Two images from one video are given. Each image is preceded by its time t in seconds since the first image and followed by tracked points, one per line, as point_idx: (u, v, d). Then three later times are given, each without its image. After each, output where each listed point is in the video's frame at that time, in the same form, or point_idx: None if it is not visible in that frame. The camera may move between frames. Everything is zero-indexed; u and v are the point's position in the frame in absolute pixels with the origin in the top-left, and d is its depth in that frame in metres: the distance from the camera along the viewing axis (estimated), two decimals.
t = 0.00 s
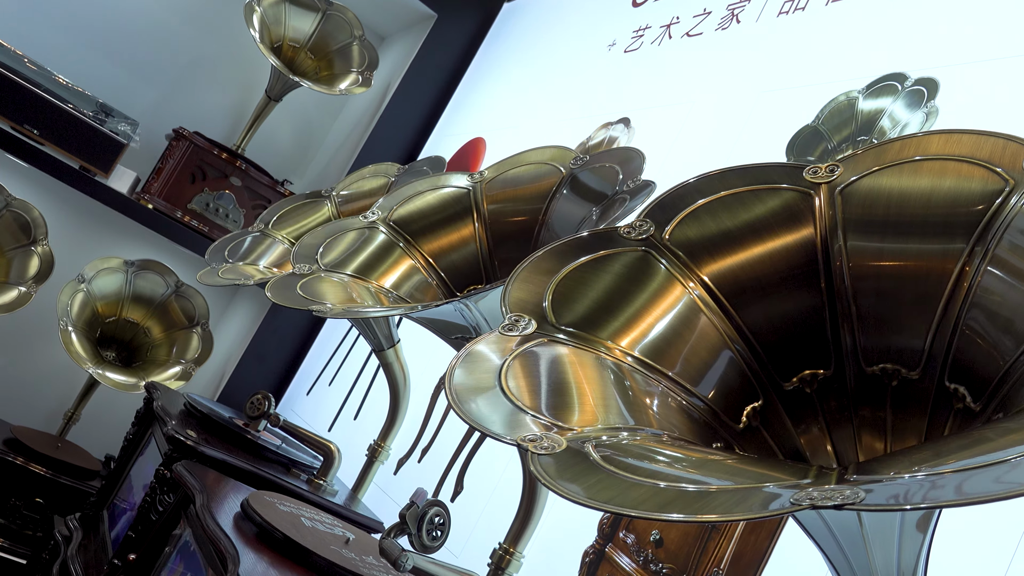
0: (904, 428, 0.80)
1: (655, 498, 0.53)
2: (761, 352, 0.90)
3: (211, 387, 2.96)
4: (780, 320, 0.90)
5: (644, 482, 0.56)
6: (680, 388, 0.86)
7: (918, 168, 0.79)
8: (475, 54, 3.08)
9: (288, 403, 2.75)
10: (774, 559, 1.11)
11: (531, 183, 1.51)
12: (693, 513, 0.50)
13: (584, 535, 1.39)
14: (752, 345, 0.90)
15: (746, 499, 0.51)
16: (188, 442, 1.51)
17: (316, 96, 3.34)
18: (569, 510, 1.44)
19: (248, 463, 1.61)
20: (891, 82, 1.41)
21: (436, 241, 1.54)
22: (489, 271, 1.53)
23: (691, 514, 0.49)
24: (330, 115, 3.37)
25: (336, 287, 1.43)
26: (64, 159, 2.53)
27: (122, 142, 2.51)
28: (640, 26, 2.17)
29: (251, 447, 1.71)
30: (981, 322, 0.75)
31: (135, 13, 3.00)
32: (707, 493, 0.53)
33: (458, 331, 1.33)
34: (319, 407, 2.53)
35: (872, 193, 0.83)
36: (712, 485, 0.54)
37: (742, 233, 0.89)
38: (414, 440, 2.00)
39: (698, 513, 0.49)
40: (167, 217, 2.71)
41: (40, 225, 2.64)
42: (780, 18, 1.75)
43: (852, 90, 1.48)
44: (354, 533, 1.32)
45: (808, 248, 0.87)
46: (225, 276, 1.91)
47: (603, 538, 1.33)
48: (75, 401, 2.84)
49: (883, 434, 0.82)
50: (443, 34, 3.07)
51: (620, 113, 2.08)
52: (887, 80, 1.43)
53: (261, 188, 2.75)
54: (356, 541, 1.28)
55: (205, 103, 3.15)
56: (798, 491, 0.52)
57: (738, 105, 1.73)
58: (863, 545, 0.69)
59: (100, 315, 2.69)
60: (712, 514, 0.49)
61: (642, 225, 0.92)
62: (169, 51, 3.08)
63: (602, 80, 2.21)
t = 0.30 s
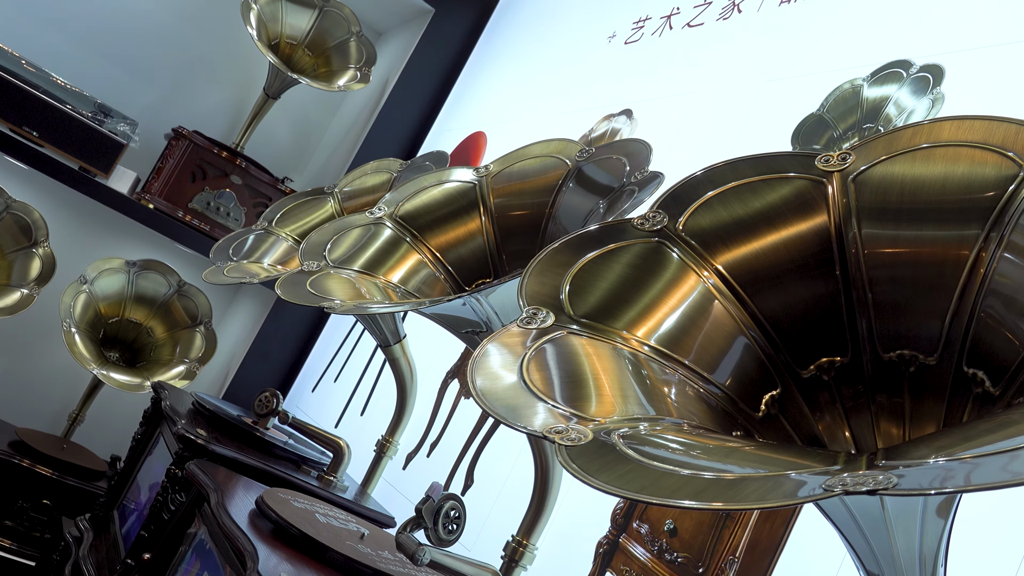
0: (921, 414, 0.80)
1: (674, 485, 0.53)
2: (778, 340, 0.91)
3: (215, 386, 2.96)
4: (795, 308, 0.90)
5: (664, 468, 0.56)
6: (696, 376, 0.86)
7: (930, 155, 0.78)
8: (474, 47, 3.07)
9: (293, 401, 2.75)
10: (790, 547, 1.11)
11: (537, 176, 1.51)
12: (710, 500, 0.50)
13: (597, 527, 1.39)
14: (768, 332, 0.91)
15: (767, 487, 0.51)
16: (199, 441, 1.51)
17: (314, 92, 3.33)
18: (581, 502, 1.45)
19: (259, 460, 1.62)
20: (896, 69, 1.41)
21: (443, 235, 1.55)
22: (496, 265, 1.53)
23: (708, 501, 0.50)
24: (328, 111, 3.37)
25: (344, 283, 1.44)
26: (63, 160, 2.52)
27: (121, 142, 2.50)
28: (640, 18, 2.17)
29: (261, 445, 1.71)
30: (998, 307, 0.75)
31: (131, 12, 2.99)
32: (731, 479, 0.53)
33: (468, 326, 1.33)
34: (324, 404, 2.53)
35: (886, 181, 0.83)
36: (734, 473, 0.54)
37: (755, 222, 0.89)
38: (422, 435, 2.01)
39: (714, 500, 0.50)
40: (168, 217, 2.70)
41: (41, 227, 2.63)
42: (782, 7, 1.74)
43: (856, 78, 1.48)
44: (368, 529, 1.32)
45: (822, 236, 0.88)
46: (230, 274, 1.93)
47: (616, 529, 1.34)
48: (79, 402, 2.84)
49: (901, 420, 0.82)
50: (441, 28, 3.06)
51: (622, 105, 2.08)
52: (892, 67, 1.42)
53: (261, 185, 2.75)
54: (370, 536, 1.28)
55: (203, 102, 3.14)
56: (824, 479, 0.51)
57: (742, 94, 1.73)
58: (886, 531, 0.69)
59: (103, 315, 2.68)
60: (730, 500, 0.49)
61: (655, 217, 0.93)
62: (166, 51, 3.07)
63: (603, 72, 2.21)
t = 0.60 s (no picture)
0: (939, 397, 0.81)
1: (686, 468, 0.54)
2: (794, 325, 0.91)
3: (220, 384, 2.96)
4: (811, 293, 0.91)
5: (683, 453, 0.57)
6: (713, 361, 0.87)
7: (943, 138, 0.78)
8: (471, 41, 3.07)
9: (298, 398, 2.76)
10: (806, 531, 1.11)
11: (543, 168, 1.50)
12: (725, 483, 0.51)
13: (611, 517, 1.40)
14: (784, 318, 0.91)
15: (785, 468, 0.52)
16: (211, 439, 1.52)
17: (312, 89, 3.32)
18: (593, 492, 1.46)
19: (270, 457, 1.62)
20: (900, 55, 1.41)
21: (450, 229, 1.55)
22: (503, 257, 1.53)
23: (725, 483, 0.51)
24: (326, 108, 3.36)
25: (353, 277, 1.45)
26: (63, 162, 2.52)
27: (122, 143, 2.50)
28: (638, 8, 2.17)
29: (273, 442, 1.72)
30: (1015, 289, 0.75)
31: (126, 12, 2.98)
32: (749, 462, 0.54)
33: (479, 318, 1.34)
34: (330, 400, 2.54)
35: (898, 166, 0.83)
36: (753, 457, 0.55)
37: (768, 208, 0.89)
38: (431, 428, 2.01)
39: (726, 483, 0.51)
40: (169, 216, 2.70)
41: (42, 229, 2.63)
42: None
43: (860, 64, 1.49)
44: (383, 523, 1.33)
45: (836, 222, 0.88)
46: (236, 272, 1.93)
47: (630, 519, 1.34)
48: (84, 403, 2.84)
49: (918, 403, 0.83)
50: (437, 23, 3.05)
51: (623, 95, 2.09)
52: (896, 53, 1.42)
53: (261, 183, 2.75)
54: (386, 530, 1.29)
55: (201, 101, 3.13)
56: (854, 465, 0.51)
57: (744, 83, 1.73)
58: (908, 512, 0.70)
59: (106, 316, 2.68)
60: (747, 483, 0.50)
61: (669, 206, 0.92)
62: (163, 50, 3.06)
63: (603, 63, 2.21)
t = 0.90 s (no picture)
0: (955, 376, 0.82)
1: (702, 445, 0.56)
2: (811, 308, 0.93)
3: (224, 382, 2.97)
4: (826, 276, 0.92)
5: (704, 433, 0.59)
6: (730, 345, 0.88)
7: (954, 121, 0.77)
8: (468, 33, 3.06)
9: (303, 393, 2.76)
10: (821, 514, 1.12)
11: (549, 159, 1.51)
12: (741, 463, 0.53)
13: (624, 504, 1.41)
14: (800, 301, 0.93)
15: (805, 449, 0.53)
16: (223, 435, 1.53)
17: (309, 84, 3.32)
18: (606, 479, 1.47)
19: (282, 452, 1.63)
20: (903, 39, 1.42)
21: (457, 220, 1.55)
22: (511, 248, 1.55)
23: (743, 464, 0.52)
24: (324, 103, 3.36)
25: (361, 271, 1.45)
26: (63, 162, 2.51)
27: (121, 142, 2.50)
28: None
29: (284, 438, 1.72)
30: None
31: (122, 11, 2.98)
32: (768, 442, 0.55)
33: (490, 310, 1.36)
34: (336, 394, 2.55)
35: (909, 150, 0.83)
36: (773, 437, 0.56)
37: (782, 193, 0.90)
38: (439, 421, 2.02)
39: (746, 463, 0.52)
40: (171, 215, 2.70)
41: (44, 230, 2.63)
42: None
43: (863, 48, 1.49)
44: (399, 514, 1.33)
45: (850, 205, 0.88)
46: (242, 269, 1.93)
47: (643, 505, 1.36)
48: (90, 403, 2.85)
49: (934, 383, 0.84)
50: (434, 15, 3.05)
51: (624, 85, 2.09)
52: (899, 37, 1.43)
53: (262, 180, 2.75)
54: (403, 521, 1.30)
55: (199, 98, 3.14)
56: (889, 442, 0.52)
57: (745, 70, 1.74)
58: (930, 490, 0.71)
59: (110, 316, 2.68)
60: (763, 462, 0.52)
61: (682, 193, 0.93)
62: (160, 48, 3.06)
63: (603, 52, 2.21)
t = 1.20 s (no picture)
0: (972, 355, 0.83)
1: (727, 423, 0.58)
2: (826, 288, 0.93)
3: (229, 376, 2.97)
4: (841, 255, 0.93)
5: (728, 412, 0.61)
6: (746, 325, 0.90)
7: (964, 100, 0.78)
8: (464, 23, 3.06)
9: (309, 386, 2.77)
10: (835, 493, 1.13)
11: (555, 147, 1.51)
12: (763, 439, 0.54)
13: (637, 488, 1.42)
14: (815, 281, 0.93)
15: (830, 426, 0.54)
16: (236, 429, 1.53)
17: (305, 78, 3.31)
18: (618, 464, 1.48)
19: (295, 444, 1.63)
20: (905, 20, 1.42)
21: (466, 209, 1.55)
22: (519, 236, 1.54)
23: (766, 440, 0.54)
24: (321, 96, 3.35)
25: (371, 263, 1.47)
26: (63, 159, 2.50)
27: (121, 140, 2.51)
28: None
29: (295, 430, 1.73)
30: None
31: (117, 8, 2.98)
32: (790, 420, 0.57)
33: (501, 299, 1.37)
34: (342, 386, 2.55)
35: (919, 130, 0.84)
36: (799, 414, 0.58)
37: (795, 174, 0.91)
38: (447, 410, 2.03)
39: (767, 439, 0.54)
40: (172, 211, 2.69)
41: (45, 229, 2.63)
42: None
43: (865, 30, 1.49)
44: (415, 503, 1.35)
45: (863, 185, 0.89)
46: (248, 264, 1.95)
47: (657, 488, 1.37)
48: (95, 401, 2.86)
49: (952, 362, 0.85)
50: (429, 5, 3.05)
51: (624, 72, 2.10)
52: (901, 18, 1.43)
53: (262, 174, 2.76)
54: (419, 510, 1.31)
55: (196, 95, 3.15)
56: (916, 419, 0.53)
57: (747, 54, 1.74)
58: (950, 464, 0.72)
59: (114, 313, 2.69)
60: (784, 438, 0.54)
61: (696, 177, 0.95)
62: (156, 45, 3.07)
63: (601, 39, 2.22)
